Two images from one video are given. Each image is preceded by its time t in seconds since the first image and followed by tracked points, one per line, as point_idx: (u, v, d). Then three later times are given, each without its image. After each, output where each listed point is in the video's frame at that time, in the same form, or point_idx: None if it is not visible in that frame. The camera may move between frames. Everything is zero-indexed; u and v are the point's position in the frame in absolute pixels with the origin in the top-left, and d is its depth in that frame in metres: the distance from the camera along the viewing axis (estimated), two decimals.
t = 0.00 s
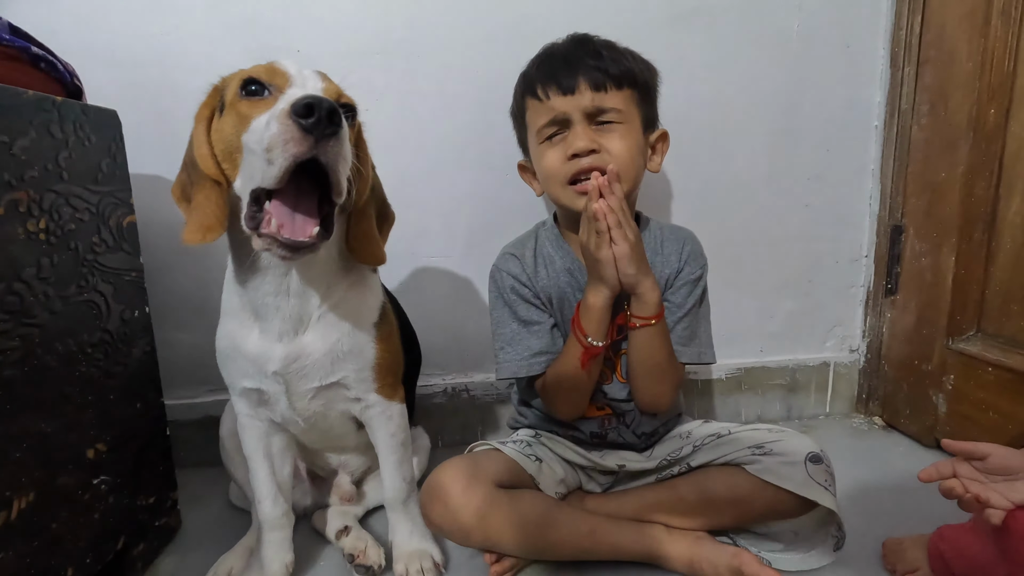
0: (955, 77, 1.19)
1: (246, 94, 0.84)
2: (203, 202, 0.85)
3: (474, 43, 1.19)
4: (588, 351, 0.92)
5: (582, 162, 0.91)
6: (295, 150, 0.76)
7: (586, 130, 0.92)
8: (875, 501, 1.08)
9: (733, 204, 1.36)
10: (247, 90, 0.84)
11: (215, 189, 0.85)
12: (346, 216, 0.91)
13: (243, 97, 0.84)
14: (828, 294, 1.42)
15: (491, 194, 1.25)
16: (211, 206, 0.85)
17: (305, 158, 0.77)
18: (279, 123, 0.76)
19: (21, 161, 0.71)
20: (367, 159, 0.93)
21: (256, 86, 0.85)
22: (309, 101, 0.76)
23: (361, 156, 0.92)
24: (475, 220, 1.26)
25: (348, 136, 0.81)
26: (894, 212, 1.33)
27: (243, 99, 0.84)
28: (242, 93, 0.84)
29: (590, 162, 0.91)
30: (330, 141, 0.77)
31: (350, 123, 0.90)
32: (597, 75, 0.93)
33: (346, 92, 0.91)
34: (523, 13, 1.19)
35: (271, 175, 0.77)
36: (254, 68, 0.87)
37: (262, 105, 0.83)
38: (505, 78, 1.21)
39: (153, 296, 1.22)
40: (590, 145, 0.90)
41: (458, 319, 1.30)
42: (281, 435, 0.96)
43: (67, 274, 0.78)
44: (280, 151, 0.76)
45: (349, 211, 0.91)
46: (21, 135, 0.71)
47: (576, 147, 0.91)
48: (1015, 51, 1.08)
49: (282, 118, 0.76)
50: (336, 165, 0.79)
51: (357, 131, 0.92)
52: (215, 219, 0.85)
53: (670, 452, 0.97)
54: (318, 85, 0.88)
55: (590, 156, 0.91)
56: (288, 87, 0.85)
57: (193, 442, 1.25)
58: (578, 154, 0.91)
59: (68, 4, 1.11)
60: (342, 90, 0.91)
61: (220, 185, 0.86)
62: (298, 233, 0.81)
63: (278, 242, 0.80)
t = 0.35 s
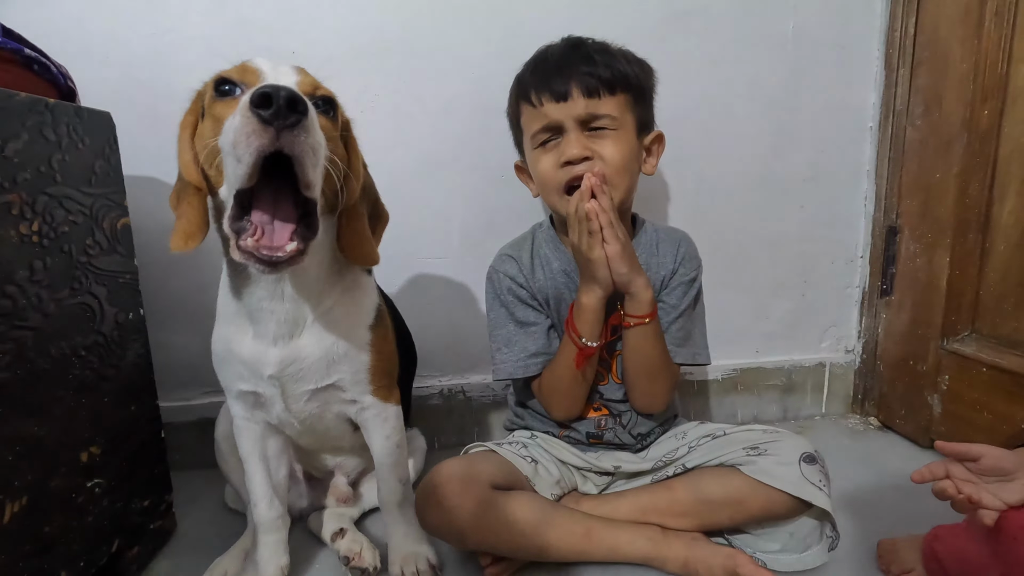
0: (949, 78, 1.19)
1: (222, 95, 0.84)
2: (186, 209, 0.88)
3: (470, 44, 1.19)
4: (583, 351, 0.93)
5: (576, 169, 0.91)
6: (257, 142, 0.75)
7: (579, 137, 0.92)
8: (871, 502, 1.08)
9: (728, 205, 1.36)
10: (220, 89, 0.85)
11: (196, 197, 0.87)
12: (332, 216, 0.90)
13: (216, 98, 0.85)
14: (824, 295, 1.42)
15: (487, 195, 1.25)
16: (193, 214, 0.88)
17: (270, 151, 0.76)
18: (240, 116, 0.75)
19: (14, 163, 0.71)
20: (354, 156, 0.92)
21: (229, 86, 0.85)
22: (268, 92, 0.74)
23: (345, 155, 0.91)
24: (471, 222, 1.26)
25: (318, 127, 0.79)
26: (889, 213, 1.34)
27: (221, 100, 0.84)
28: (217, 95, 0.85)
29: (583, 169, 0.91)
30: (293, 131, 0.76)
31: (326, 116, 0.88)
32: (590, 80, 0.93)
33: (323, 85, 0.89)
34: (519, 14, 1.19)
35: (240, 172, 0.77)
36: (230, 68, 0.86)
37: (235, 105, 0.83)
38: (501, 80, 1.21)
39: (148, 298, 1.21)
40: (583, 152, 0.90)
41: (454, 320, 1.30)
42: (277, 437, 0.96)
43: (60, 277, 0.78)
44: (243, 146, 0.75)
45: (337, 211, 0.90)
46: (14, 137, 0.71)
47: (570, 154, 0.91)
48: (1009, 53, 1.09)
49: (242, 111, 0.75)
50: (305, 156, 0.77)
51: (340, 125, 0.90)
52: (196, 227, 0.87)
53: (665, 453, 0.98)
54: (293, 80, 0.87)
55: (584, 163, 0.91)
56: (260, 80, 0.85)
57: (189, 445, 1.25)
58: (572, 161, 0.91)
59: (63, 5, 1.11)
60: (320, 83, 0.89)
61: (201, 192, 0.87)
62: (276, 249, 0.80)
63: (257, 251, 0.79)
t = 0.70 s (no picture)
0: (945, 78, 1.19)
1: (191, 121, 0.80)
2: (167, 233, 0.88)
3: (465, 44, 1.19)
4: (586, 355, 0.93)
5: (568, 166, 0.91)
6: (208, 186, 0.70)
7: (571, 134, 0.91)
8: (867, 502, 1.08)
9: (725, 205, 1.36)
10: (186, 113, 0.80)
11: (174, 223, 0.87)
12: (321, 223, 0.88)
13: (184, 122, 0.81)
14: (820, 295, 1.42)
15: (483, 195, 1.25)
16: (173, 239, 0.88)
17: (223, 195, 0.71)
18: (191, 155, 0.70)
19: (4, 163, 0.71)
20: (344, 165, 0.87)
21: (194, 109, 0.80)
22: (210, 133, 0.68)
23: (331, 166, 0.86)
24: (467, 222, 1.26)
25: (278, 160, 0.72)
26: (885, 213, 1.33)
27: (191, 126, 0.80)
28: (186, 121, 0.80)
29: (575, 165, 0.91)
30: (243, 173, 0.70)
31: (302, 135, 0.80)
32: (580, 78, 0.92)
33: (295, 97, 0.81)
34: (515, 14, 1.19)
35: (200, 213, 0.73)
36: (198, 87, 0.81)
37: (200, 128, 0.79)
38: (497, 79, 1.20)
39: (142, 299, 1.20)
40: (575, 149, 0.90)
41: (450, 321, 1.30)
42: (272, 439, 0.95)
43: (52, 278, 0.77)
44: (196, 189, 0.71)
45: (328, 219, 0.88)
46: (5, 137, 0.71)
47: (562, 151, 0.90)
48: (1004, 53, 1.09)
49: (194, 150, 0.70)
50: (263, 197, 0.71)
51: (321, 138, 0.84)
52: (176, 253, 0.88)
53: (661, 453, 0.98)
54: (261, 99, 0.79)
55: (576, 161, 0.91)
56: (224, 106, 0.78)
57: (184, 446, 1.24)
58: (564, 157, 0.90)
59: (56, 4, 1.10)
60: (292, 96, 0.81)
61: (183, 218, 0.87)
62: (244, 289, 0.77)
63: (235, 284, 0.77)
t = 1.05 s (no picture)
0: (948, 78, 1.19)
1: (168, 146, 0.75)
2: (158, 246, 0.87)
3: (468, 40, 1.18)
4: (590, 361, 0.92)
5: (576, 163, 0.90)
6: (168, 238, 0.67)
7: (577, 131, 0.91)
8: (869, 501, 1.08)
9: (727, 204, 1.36)
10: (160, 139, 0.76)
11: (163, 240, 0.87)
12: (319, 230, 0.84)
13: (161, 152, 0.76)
14: (821, 294, 1.42)
15: (485, 192, 1.24)
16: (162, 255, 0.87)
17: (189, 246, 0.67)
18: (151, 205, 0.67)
19: (3, 156, 0.70)
20: (338, 173, 0.82)
21: (169, 138, 0.75)
22: (164, 187, 0.64)
23: (323, 175, 0.81)
24: (469, 219, 1.25)
25: (243, 205, 0.67)
26: (887, 213, 1.33)
27: (169, 149, 0.75)
28: (163, 146, 0.76)
29: (581, 164, 0.90)
30: (202, 227, 0.65)
31: (283, 156, 0.74)
32: (586, 74, 0.92)
33: (273, 116, 0.75)
34: (517, 10, 1.18)
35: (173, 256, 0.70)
36: (176, 107, 0.76)
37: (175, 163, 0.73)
38: (499, 76, 1.20)
39: (140, 295, 1.19)
40: (581, 146, 0.90)
41: (451, 318, 1.29)
42: (273, 436, 0.94)
43: (51, 272, 0.76)
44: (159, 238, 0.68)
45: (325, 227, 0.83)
46: (4, 129, 0.70)
47: (567, 148, 0.90)
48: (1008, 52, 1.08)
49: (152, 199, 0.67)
50: (228, 250, 0.67)
51: (309, 151, 0.78)
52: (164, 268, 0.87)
53: (663, 452, 0.97)
54: (236, 120, 0.74)
55: (582, 158, 0.90)
56: (197, 131, 0.73)
57: (182, 443, 1.24)
58: (570, 155, 0.90)
59: None
60: (271, 115, 0.75)
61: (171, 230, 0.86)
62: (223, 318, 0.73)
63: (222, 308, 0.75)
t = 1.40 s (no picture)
0: (942, 72, 1.18)
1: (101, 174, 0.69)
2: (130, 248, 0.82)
3: (455, 31, 1.16)
4: (577, 348, 0.91)
5: (567, 152, 0.89)
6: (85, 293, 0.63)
7: (569, 117, 0.89)
8: (862, 500, 1.06)
9: (719, 199, 1.34)
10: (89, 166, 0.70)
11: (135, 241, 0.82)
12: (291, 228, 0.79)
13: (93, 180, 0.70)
14: (814, 291, 1.40)
15: (473, 187, 1.22)
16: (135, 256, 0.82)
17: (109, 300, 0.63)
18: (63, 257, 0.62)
19: None
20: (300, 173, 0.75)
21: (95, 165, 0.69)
22: (59, 250, 0.58)
23: (279, 183, 0.74)
24: (457, 214, 1.23)
25: (157, 253, 0.62)
26: (880, 209, 1.32)
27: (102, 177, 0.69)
28: (97, 176, 0.69)
29: (573, 151, 0.89)
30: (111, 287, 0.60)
31: (220, 180, 0.67)
32: (580, 58, 0.90)
33: (203, 139, 0.67)
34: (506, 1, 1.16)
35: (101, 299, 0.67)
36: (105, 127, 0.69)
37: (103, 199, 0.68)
38: (487, 68, 1.18)
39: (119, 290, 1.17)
40: (573, 133, 0.88)
41: (438, 315, 1.27)
42: (252, 435, 0.92)
43: (19, 264, 0.74)
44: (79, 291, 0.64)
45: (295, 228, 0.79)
46: None
47: (560, 135, 0.88)
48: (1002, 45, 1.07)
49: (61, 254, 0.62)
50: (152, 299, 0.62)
51: (256, 166, 0.71)
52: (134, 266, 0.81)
53: (654, 451, 0.95)
54: (161, 145, 0.66)
55: (574, 145, 0.89)
56: (121, 161, 0.66)
57: (163, 442, 1.21)
58: (562, 142, 0.88)
59: None
60: (201, 135, 0.67)
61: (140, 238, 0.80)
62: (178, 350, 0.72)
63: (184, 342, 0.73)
